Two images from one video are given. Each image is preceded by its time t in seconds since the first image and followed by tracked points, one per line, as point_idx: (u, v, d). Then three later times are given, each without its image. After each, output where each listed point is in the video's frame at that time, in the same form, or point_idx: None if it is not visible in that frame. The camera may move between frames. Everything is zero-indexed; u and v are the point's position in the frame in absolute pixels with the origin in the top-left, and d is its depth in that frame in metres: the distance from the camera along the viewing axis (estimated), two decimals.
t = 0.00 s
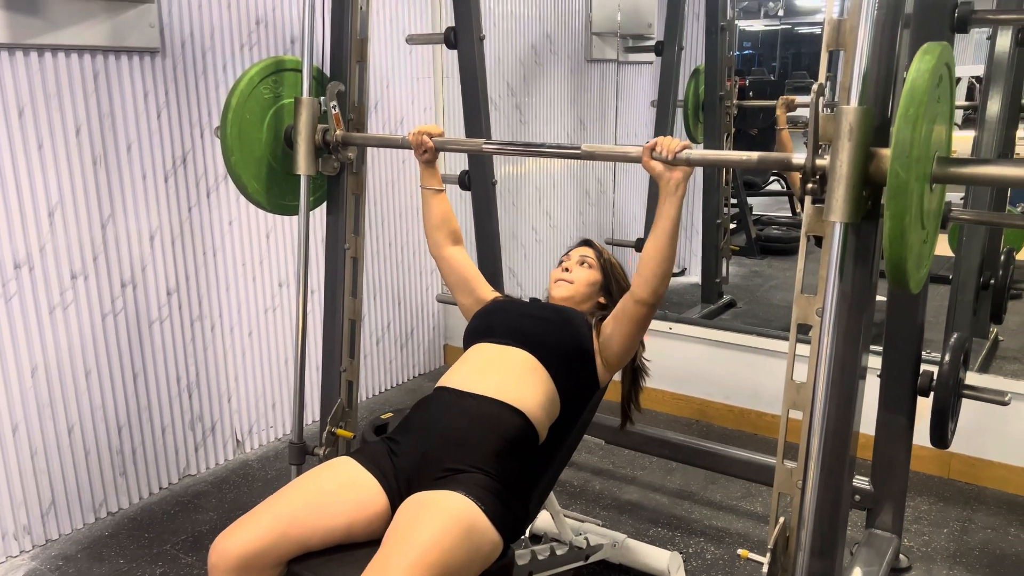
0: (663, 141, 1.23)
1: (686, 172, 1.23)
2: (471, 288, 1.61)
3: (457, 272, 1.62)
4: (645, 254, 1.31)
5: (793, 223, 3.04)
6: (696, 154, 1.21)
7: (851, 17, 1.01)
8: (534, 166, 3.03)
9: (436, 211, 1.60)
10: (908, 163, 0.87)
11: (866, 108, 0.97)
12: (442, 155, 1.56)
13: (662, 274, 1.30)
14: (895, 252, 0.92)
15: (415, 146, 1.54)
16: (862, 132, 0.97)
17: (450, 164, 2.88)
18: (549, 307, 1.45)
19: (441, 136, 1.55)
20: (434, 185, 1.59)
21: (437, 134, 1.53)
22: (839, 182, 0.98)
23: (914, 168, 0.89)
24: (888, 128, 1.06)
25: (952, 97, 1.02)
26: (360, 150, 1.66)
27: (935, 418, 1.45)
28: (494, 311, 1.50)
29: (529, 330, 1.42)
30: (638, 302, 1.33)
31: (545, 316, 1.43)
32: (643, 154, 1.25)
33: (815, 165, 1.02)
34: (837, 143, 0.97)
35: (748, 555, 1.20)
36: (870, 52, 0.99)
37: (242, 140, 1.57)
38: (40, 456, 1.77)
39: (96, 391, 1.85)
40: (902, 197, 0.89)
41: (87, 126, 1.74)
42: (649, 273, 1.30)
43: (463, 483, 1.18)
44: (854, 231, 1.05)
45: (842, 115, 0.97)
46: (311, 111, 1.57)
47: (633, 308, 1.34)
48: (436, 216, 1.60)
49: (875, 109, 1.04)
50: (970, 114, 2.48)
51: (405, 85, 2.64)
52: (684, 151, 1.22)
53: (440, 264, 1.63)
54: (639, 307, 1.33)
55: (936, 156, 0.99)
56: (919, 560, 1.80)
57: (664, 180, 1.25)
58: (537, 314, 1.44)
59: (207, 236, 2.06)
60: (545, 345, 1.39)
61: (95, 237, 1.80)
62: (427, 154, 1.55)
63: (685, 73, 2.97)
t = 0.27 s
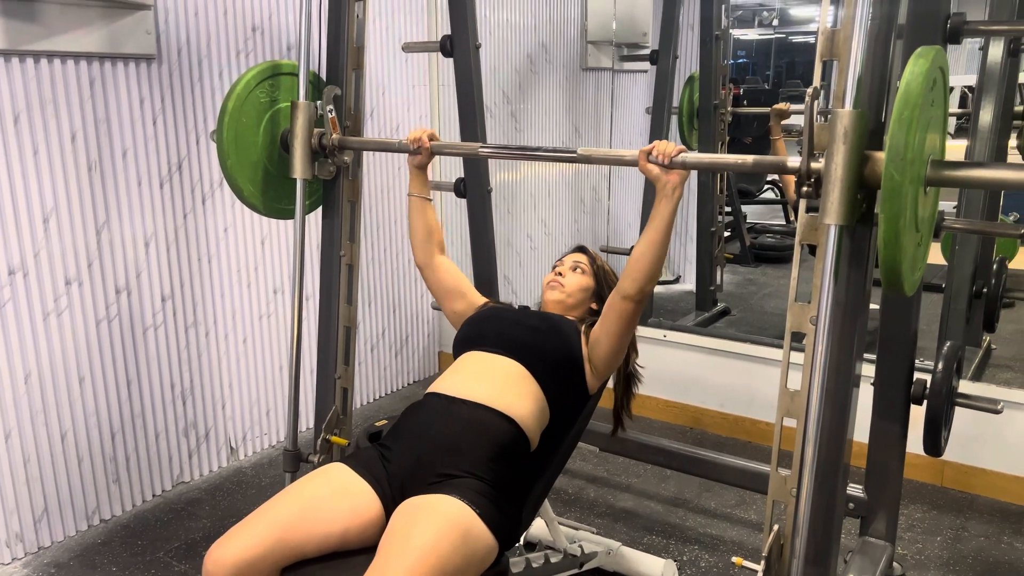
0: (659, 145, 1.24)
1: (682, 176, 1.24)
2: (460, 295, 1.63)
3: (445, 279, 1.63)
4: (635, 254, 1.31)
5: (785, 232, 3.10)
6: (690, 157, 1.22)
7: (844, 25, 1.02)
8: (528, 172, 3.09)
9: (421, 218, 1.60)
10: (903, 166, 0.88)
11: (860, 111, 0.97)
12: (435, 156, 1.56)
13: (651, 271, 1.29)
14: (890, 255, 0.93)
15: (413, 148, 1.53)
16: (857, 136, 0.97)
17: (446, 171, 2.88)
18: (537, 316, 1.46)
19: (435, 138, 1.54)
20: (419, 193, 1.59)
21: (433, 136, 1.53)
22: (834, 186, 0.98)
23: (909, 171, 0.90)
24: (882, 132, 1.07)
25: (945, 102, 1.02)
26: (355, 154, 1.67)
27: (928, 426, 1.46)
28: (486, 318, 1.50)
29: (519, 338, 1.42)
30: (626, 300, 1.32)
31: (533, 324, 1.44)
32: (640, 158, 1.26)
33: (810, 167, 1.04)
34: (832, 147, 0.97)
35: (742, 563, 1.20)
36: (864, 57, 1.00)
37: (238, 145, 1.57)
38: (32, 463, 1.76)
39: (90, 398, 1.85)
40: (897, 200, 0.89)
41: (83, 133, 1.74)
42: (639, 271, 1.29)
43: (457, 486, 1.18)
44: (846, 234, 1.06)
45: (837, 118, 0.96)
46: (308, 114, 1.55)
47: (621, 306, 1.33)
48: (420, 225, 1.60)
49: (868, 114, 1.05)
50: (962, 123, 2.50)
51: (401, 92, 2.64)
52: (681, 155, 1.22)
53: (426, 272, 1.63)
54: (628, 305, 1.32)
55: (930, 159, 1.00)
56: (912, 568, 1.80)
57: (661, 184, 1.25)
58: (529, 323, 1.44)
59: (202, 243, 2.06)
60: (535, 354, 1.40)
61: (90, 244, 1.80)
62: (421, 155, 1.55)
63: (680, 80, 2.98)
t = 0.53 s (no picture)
0: (653, 151, 1.24)
1: (679, 181, 1.24)
2: (455, 301, 1.63)
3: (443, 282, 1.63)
4: (635, 261, 1.31)
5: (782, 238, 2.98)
6: (684, 163, 1.21)
7: (838, 34, 1.02)
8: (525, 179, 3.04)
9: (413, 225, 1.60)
10: (896, 173, 0.88)
11: (854, 118, 0.98)
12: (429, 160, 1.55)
13: (650, 277, 1.30)
14: (884, 261, 0.93)
15: (407, 153, 1.53)
16: (850, 143, 0.98)
17: (441, 176, 2.89)
18: (532, 321, 1.46)
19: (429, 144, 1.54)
20: (408, 200, 1.58)
21: (428, 143, 1.53)
22: (828, 193, 0.99)
23: (903, 178, 0.90)
24: (876, 139, 1.08)
25: (939, 110, 1.03)
26: (350, 159, 1.67)
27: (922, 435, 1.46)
28: (481, 324, 1.50)
29: (515, 344, 1.42)
30: (625, 306, 1.32)
31: (528, 330, 1.44)
32: (636, 164, 1.26)
33: (804, 174, 1.03)
34: (825, 154, 0.99)
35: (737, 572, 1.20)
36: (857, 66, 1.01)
37: (232, 148, 1.57)
38: (24, 470, 1.75)
39: (83, 404, 1.84)
40: (891, 207, 0.90)
41: (77, 138, 1.73)
42: (639, 278, 1.30)
43: (450, 496, 1.17)
44: (841, 240, 1.06)
45: (830, 125, 0.98)
46: (303, 119, 1.57)
47: (621, 312, 1.33)
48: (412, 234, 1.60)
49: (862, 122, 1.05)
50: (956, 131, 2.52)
51: (396, 98, 2.64)
52: (675, 162, 1.22)
53: (423, 279, 1.63)
54: (628, 311, 1.32)
55: (924, 166, 1.00)
56: None
57: (659, 191, 1.25)
58: (524, 330, 1.45)
59: (196, 248, 2.05)
60: (530, 360, 1.40)
61: (84, 249, 1.79)
62: (414, 158, 1.54)
63: (675, 86, 2.95)
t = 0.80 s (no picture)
0: (650, 154, 1.24)
1: (678, 184, 1.24)
2: (455, 304, 1.62)
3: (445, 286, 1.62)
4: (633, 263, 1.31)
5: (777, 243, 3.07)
6: (681, 165, 1.21)
7: (833, 40, 1.03)
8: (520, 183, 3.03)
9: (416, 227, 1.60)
10: (891, 174, 0.88)
11: (850, 120, 0.97)
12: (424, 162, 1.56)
13: (649, 279, 1.29)
14: (880, 263, 0.93)
15: (401, 155, 1.54)
16: (846, 144, 0.97)
17: (437, 181, 2.89)
18: (531, 324, 1.46)
19: (424, 146, 1.55)
20: (408, 201, 1.58)
21: (421, 145, 1.54)
22: (824, 196, 0.98)
23: (899, 179, 0.90)
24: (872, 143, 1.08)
25: (935, 111, 1.02)
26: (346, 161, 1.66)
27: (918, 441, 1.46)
28: (480, 328, 1.50)
29: (514, 347, 1.42)
30: (625, 308, 1.32)
31: (527, 333, 1.44)
32: (634, 168, 1.26)
33: (800, 176, 1.03)
34: (822, 156, 0.98)
35: None
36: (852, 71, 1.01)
37: (227, 149, 1.57)
38: (17, 475, 1.74)
39: (77, 408, 1.83)
40: (886, 208, 0.90)
41: (71, 141, 1.72)
42: (637, 280, 1.29)
43: (448, 504, 1.16)
44: (838, 243, 1.05)
45: (827, 126, 0.97)
46: (299, 121, 1.57)
47: (621, 314, 1.33)
48: (414, 232, 1.59)
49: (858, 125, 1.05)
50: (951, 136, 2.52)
51: (392, 103, 2.64)
52: (673, 164, 1.22)
53: (425, 281, 1.62)
54: (628, 312, 1.32)
55: (920, 167, 1.00)
56: None
57: (660, 193, 1.25)
58: (522, 332, 1.45)
59: (191, 252, 2.05)
60: (529, 364, 1.40)
61: (77, 253, 1.78)
62: (409, 161, 1.55)
63: (671, 91, 2.96)
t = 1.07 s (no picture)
0: (646, 162, 1.22)
1: (674, 192, 1.24)
2: (449, 311, 1.62)
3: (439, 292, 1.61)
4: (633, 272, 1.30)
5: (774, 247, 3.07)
6: (677, 174, 1.21)
7: (830, 44, 1.03)
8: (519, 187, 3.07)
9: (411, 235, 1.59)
10: (887, 186, 0.88)
11: (846, 130, 0.96)
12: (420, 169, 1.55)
13: (651, 291, 1.29)
14: (875, 274, 0.93)
15: (397, 163, 1.53)
16: (842, 155, 0.96)
17: (433, 185, 2.89)
18: (528, 327, 1.46)
19: (420, 154, 1.54)
20: (403, 210, 1.57)
21: (418, 152, 1.52)
22: (819, 206, 0.97)
23: (893, 190, 0.90)
24: (870, 144, 1.07)
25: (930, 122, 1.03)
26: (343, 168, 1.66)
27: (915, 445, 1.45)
28: (476, 331, 1.50)
29: (511, 350, 1.42)
30: (626, 320, 1.32)
31: (524, 336, 1.44)
32: (629, 175, 1.25)
33: (796, 186, 1.03)
34: (818, 166, 0.97)
35: None
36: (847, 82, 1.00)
37: (223, 157, 1.56)
38: (12, 479, 1.73)
39: (72, 413, 1.82)
40: (882, 219, 0.89)
41: (68, 144, 1.72)
42: (638, 291, 1.29)
43: (445, 510, 1.16)
44: (833, 252, 1.06)
45: (822, 137, 0.96)
46: (295, 128, 1.54)
47: (622, 326, 1.33)
48: (407, 242, 1.59)
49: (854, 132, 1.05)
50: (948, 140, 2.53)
51: (389, 106, 2.64)
52: (669, 173, 1.21)
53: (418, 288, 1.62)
54: (629, 325, 1.32)
55: (915, 178, 1.00)
56: None
57: (655, 202, 1.24)
58: (520, 335, 1.45)
59: (187, 256, 2.04)
60: (526, 366, 1.40)
61: (73, 256, 1.77)
62: (405, 168, 1.54)
63: (669, 95, 2.98)
